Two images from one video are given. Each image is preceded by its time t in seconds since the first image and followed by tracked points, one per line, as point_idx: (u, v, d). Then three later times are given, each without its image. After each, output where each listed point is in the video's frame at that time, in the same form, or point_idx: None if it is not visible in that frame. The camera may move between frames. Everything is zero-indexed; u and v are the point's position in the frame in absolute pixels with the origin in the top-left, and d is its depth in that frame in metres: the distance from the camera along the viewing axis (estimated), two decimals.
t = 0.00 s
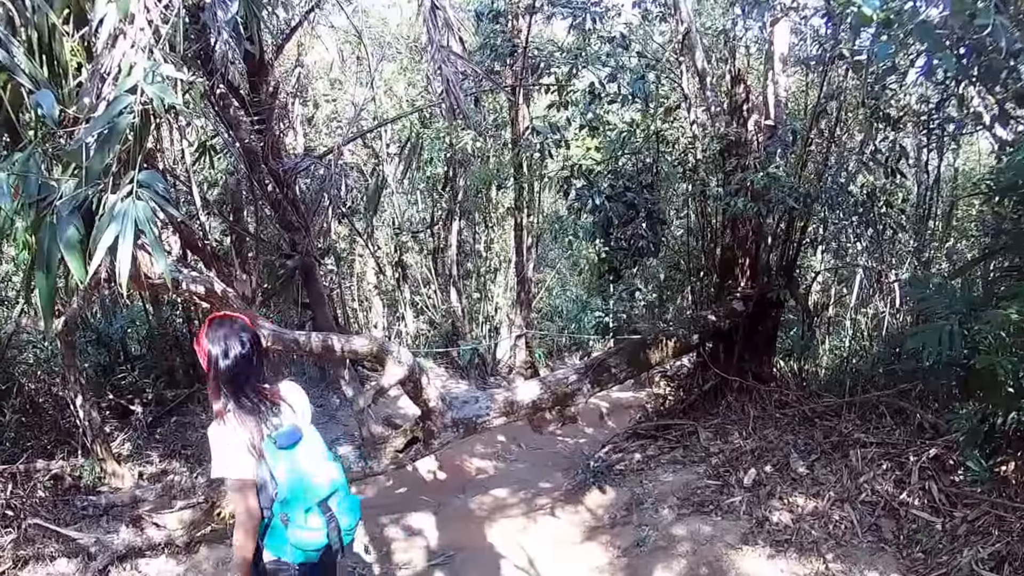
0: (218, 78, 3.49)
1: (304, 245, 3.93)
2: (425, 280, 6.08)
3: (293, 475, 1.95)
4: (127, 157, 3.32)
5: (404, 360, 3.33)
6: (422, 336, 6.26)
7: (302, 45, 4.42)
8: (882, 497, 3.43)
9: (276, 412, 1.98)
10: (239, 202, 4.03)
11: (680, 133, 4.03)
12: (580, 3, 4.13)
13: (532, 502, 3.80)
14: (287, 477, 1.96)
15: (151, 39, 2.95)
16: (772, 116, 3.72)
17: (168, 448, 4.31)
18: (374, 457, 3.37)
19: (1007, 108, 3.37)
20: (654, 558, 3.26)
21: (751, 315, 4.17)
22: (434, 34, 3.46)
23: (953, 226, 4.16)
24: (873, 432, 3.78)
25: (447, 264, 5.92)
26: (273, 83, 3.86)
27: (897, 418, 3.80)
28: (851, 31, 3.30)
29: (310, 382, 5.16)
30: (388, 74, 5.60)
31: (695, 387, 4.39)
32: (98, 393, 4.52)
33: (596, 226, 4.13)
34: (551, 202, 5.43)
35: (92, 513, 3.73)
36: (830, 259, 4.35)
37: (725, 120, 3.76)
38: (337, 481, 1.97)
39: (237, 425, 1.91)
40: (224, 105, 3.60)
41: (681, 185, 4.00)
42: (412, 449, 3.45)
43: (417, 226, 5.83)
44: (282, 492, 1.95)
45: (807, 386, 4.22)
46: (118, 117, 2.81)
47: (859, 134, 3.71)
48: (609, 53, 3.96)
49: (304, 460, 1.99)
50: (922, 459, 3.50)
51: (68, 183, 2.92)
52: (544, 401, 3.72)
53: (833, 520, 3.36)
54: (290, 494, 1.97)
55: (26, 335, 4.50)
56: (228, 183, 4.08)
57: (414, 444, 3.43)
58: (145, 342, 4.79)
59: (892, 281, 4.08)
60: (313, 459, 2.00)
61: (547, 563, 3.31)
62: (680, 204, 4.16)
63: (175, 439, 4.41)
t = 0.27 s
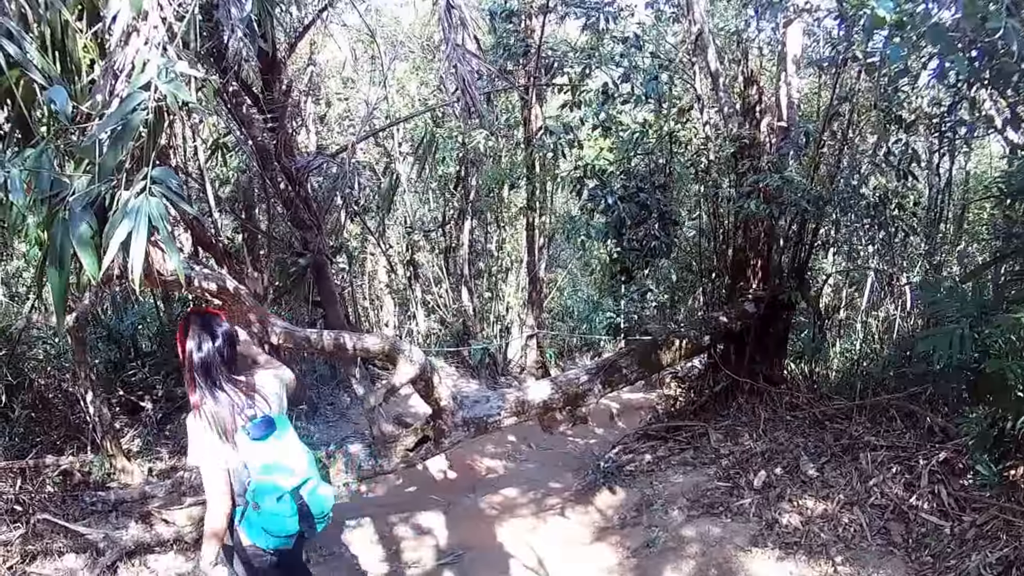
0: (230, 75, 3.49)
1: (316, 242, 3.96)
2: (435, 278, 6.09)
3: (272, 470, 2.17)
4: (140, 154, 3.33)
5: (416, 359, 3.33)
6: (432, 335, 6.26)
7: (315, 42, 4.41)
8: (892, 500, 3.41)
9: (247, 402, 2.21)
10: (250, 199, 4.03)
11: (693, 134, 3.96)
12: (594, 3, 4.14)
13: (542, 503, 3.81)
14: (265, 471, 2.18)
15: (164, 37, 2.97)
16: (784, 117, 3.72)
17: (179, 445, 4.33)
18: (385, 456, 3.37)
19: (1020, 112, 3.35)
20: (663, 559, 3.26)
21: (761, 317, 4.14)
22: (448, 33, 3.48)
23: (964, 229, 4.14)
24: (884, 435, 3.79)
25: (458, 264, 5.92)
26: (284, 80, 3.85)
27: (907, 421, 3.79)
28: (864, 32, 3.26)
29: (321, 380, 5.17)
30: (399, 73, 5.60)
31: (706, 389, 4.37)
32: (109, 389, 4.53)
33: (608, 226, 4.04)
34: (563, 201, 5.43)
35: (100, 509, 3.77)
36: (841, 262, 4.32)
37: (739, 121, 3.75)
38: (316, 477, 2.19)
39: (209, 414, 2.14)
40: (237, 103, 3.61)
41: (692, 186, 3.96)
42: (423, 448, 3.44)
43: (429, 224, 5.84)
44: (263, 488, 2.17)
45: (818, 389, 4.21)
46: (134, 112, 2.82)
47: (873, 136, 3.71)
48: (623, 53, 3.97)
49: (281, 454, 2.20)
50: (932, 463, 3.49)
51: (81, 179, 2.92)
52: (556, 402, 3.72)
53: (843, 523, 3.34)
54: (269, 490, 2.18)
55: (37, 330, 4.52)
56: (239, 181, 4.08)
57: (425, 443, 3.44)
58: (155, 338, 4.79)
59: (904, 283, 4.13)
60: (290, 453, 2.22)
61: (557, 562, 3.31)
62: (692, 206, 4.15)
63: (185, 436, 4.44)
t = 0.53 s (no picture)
0: (243, 73, 3.49)
1: (327, 241, 4.00)
2: (447, 277, 6.12)
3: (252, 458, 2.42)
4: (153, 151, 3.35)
5: (427, 358, 3.34)
6: (444, 334, 6.29)
7: (328, 41, 4.41)
8: (901, 504, 3.36)
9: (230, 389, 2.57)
10: (262, 197, 4.03)
11: (706, 135, 4.02)
12: (607, 3, 4.04)
13: (552, 504, 3.81)
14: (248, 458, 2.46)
15: (177, 35, 3.00)
16: (797, 119, 3.74)
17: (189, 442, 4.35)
18: (395, 454, 3.38)
19: None
20: (672, 560, 3.25)
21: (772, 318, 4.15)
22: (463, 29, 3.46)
23: (975, 232, 4.12)
24: (893, 438, 3.74)
25: (470, 263, 5.95)
26: (297, 79, 3.86)
27: (917, 425, 3.74)
28: (877, 34, 3.25)
29: (333, 378, 5.18)
30: (412, 73, 5.63)
31: (717, 391, 4.37)
32: (120, 385, 4.57)
33: (620, 227, 4.02)
34: (575, 201, 5.44)
35: (110, 505, 3.80)
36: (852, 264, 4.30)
37: (752, 123, 3.78)
38: (291, 463, 2.45)
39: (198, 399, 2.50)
40: (249, 101, 3.59)
41: (705, 187, 4.03)
42: (434, 447, 3.44)
43: (442, 224, 5.97)
44: (243, 473, 2.44)
45: (829, 391, 4.17)
46: (148, 110, 2.85)
47: (886, 138, 3.71)
48: (636, 53, 3.92)
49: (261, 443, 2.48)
50: (941, 467, 3.45)
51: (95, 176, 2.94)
52: (568, 402, 3.72)
53: (851, 526, 3.31)
54: (247, 473, 2.46)
55: (48, 327, 4.55)
56: (251, 179, 4.10)
57: (435, 442, 3.44)
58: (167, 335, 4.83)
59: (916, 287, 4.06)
60: (271, 443, 2.50)
61: (565, 563, 3.31)
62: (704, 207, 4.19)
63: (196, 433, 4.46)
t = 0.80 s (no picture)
0: (255, 71, 3.50)
1: (340, 240, 3.97)
2: (459, 277, 6.14)
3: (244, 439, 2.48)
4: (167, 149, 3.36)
5: (438, 357, 3.34)
6: (455, 334, 6.30)
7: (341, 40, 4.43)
8: (910, 507, 3.35)
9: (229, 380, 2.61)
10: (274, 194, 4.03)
11: (718, 136, 4.03)
12: (621, 3, 4.05)
13: (562, 504, 3.82)
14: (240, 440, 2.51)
15: (191, 33, 3.01)
16: (811, 121, 3.73)
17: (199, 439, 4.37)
18: (405, 453, 3.38)
19: None
20: (681, 562, 3.26)
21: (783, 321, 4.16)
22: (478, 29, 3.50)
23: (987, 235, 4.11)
24: (903, 442, 3.73)
25: (481, 263, 5.97)
26: (311, 77, 3.87)
27: (927, 429, 3.73)
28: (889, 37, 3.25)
29: (344, 377, 5.19)
30: (425, 72, 5.66)
31: (728, 393, 4.39)
32: (131, 382, 4.59)
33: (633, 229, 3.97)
34: (587, 201, 5.45)
35: (118, 501, 3.82)
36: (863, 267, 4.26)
37: (764, 125, 3.79)
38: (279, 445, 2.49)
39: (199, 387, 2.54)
40: (263, 99, 3.64)
41: (717, 188, 4.04)
42: (444, 445, 3.43)
43: (453, 224, 6.07)
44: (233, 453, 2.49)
45: (840, 394, 4.14)
46: (162, 107, 2.84)
47: (897, 141, 3.72)
48: (649, 54, 3.86)
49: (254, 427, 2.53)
50: (951, 471, 3.41)
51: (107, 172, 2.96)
52: (578, 403, 3.72)
53: (861, 529, 3.29)
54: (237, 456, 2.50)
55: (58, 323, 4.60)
56: (264, 177, 4.12)
57: (446, 441, 3.41)
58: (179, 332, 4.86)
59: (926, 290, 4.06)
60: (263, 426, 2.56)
61: (575, 563, 3.31)
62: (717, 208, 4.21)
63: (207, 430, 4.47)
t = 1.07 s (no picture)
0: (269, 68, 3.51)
1: (352, 238, 3.99)
2: (470, 276, 6.16)
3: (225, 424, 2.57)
4: (181, 146, 3.37)
5: (450, 357, 3.34)
6: (466, 333, 6.32)
7: (353, 37, 4.43)
8: (919, 513, 3.33)
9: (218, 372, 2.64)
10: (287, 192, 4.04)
11: (731, 138, 4.05)
12: (635, 4, 4.07)
13: (571, 505, 3.82)
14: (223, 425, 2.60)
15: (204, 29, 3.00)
16: (823, 124, 3.73)
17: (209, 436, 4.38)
18: (416, 452, 3.39)
19: None
20: (691, 564, 3.25)
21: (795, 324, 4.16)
22: (492, 30, 3.46)
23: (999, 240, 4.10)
24: (913, 446, 3.69)
25: (493, 263, 5.98)
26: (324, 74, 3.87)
27: (936, 433, 3.68)
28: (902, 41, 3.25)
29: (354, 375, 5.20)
30: (437, 72, 5.68)
31: (739, 395, 4.37)
32: (141, 378, 4.60)
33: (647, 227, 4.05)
34: (599, 202, 5.46)
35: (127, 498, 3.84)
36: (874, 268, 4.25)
37: (777, 126, 3.80)
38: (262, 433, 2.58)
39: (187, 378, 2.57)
40: (276, 97, 3.66)
41: (730, 190, 4.05)
42: (455, 445, 3.45)
43: (464, 223, 6.03)
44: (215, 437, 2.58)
45: (851, 398, 4.13)
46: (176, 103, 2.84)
47: (910, 143, 3.74)
48: (663, 54, 3.90)
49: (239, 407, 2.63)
50: (959, 476, 3.37)
51: (120, 168, 2.92)
52: (590, 404, 3.72)
53: (870, 534, 3.28)
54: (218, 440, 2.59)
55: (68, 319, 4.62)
56: (276, 175, 4.12)
57: (458, 440, 3.43)
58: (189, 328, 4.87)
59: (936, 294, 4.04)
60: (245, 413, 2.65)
61: (585, 564, 3.31)
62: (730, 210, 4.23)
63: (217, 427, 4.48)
